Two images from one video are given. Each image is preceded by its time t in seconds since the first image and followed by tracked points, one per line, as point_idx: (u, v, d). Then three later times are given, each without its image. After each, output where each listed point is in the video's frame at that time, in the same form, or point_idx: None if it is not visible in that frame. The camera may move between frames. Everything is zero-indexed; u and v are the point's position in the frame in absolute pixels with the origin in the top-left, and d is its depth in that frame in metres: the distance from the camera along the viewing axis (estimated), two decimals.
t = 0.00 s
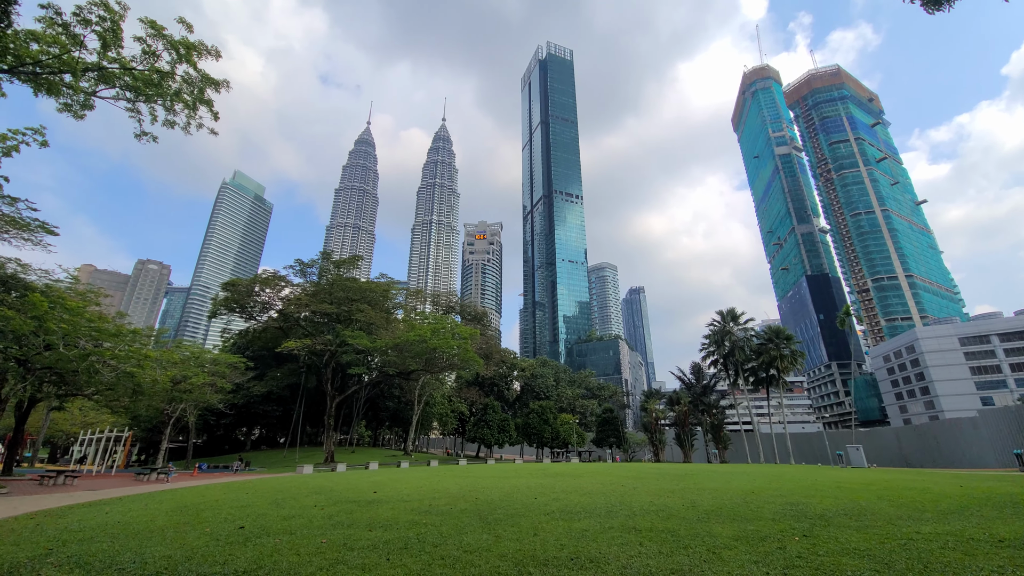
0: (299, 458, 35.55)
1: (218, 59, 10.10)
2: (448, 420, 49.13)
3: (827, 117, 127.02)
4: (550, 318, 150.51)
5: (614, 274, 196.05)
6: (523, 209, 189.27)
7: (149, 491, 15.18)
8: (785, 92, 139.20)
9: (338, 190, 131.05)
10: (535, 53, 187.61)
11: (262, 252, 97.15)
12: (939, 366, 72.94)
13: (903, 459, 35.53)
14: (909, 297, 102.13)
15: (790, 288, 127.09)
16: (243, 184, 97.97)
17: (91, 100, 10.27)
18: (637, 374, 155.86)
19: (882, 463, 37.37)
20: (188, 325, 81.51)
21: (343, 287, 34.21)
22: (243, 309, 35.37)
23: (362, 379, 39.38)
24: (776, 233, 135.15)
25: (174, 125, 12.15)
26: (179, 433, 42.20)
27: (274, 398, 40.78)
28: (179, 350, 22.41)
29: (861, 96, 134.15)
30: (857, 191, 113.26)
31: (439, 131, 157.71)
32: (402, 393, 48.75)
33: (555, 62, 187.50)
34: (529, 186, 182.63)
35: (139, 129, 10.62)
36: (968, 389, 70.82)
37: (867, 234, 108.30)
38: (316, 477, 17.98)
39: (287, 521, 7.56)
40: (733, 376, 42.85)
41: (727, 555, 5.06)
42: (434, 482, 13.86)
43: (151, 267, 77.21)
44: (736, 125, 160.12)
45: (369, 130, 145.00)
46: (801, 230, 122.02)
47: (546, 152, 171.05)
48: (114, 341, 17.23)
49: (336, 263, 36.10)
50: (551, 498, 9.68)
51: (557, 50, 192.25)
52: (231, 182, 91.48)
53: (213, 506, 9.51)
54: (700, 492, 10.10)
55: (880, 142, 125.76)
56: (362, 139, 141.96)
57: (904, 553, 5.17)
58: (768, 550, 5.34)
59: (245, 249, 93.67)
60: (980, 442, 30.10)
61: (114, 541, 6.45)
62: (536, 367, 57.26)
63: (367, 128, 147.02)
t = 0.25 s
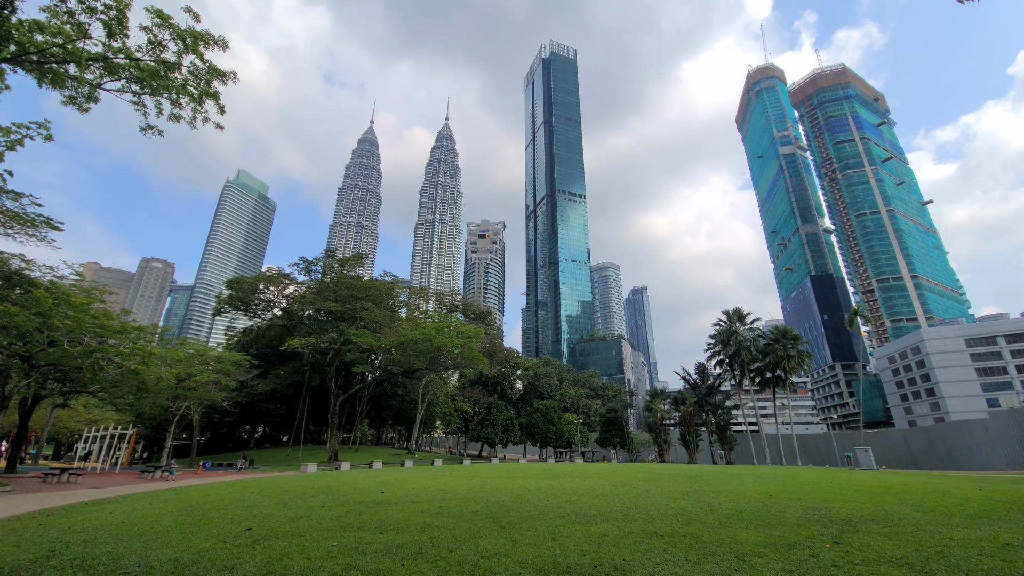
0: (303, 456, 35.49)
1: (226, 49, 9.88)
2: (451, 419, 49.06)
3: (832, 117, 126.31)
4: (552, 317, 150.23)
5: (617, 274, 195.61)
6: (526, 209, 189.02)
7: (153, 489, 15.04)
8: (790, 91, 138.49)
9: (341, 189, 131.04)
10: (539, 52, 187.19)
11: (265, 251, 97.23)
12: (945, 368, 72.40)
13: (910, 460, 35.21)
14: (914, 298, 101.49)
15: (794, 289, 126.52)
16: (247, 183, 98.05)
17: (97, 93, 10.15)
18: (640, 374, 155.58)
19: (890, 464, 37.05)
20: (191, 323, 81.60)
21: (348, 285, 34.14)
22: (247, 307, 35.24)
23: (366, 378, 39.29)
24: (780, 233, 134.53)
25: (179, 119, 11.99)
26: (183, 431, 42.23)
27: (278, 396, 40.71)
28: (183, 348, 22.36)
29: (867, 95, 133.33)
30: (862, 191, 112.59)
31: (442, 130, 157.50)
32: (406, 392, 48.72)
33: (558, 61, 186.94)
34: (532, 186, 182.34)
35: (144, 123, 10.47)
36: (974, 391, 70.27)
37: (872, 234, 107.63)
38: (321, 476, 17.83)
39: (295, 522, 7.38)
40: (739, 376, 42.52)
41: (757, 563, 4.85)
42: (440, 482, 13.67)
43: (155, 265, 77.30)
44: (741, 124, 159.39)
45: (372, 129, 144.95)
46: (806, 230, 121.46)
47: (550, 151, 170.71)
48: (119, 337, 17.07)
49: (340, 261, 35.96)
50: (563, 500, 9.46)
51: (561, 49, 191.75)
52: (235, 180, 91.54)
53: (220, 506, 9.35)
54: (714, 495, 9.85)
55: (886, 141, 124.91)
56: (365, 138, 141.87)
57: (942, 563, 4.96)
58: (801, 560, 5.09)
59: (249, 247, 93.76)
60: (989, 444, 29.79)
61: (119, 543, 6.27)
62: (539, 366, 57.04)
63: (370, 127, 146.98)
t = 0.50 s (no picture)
0: (308, 454, 35.42)
1: (236, 39, 9.70)
2: (455, 418, 48.90)
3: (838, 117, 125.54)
4: (556, 317, 149.95)
5: (620, 274, 195.15)
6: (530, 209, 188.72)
7: (159, 485, 14.93)
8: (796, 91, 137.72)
9: (345, 188, 131.20)
10: (543, 51, 186.90)
11: (270, 250, 97.40)
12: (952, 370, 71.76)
13: (920, 463, 34.78)
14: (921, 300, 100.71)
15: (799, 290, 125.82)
16: (251, 181, 98.28)
17: (106, 84, 10.04)
18: (643, 374, 155.12)
19: (898, 466, 36.61)
20: (196, 321, 81.82)
21: (353, 283, 33.98)
22: (252, 304, 35.18)
23: (370, 376, 39.20)
24: (785, 233, 133.81)
25: (188, 114, 11.88)
26: (188, 428, 42.22)
27: (282, 394, 40.68)
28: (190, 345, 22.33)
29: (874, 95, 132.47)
30: (869, 191, 111.83)
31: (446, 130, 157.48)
32: (410, 391, 48.59)
33: (562, 60, 186.64)
34: (536, 185, 182.06)
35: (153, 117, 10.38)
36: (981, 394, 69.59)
37: (878, 235, 106.88)
38: (326, 473, 17.69)
39: (306, 521, 7.19)
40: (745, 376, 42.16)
41: (794, 569, 4.63)
42: (448, 481, 13.51)
43: (161, 264, 77.52)
44: (746, 124, 158.67)
45: (376, 128, 145.13)
46: (811, 231, 120.79)
47: (553, 151, 170.42)
48: (127, 333, 16.94)
49: (346, 258, 35.85)
50: (578, 500, 9.24)
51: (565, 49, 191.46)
52: (240, 179, 91.78)
53: (228, 504, 9.18)
54: (732, 496, 9.60)
55: (892, 142, 124.01)
56: (369, 137, 142.06)
57: (986, 570, 4.73)
58: (837, 565, 4.86)
59: (253, 246, 93.90)
60: (1000, 447, 29.36)
61: (128, 540, 6.11)
62: (544, 366, 56.77)
63: (375, 126, 147.19)
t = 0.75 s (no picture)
0: (312, 452, 35.36)
1: (246, 31, 9.54)
2: (459, 417, 48.78)
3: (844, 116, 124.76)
4: (558, 317, 149.67)
5: (623, 273, 194.73)
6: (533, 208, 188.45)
7: (167, 484, 14.83)
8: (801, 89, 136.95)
9: (348, 187, 131.22)
10: (546, 50, 186.48)
11: (273, 249, 97.46)
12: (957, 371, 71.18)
13: (928, 464, 34.46)
14: (926, 300, 100.04)
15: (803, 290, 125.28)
16: (255, 180, 98.34)
17: (114, 77, 9.93)
18: (646, 374, 154.84)
19: (906, 468, 36.27)
20: (200, 320, 81.99)
21: (359, 281, 33.82)
22: (257, 302, 35.10)
23: (375, 375, 39.13)
24: (789, 233, 133.17)
25: (197, 109, 11.79)
26: (193, 426, 42.23)
27: (287, 392, 40.65)
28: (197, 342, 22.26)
29: (879, 94, 131.61)
30: (874, 190, 111.13)
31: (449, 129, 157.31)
32: (414, 390, 48.51)
33: (566, 59, 186.19)
34: (539, 185, 181.76)
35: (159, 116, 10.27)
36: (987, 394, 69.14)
37: (884, 235, 106.20)
38: (333, 473, 17.58)
39: (320, 522, 7.05)
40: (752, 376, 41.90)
41: None
42: (457, 481, 13.31)
43: (165, 262, 77.63)
44: (750, 123, 157.99)
45: (379, 127, 145.09)
46: (816, 231, 120.25)
47: (557, 150, 170.07)
48: (133, 331, 16.76)
49: (352, 257, 35.69)
50: (595, 501, 9.04)
51: (569, 48, 191.01)
52: (244, 178, 91.85)
53: (238, 504, 9.01)
54: (752, 498, 9.39)
55: (898, 141, 123.14)
56: (372, 136, 142.09)
57: None
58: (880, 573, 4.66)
59: (257, 245, 93.97)
60: (1012, 449, 29.00)
61: (139, 541, 5.96)
62: (548, 365, 56.55)
63: (378, 126, 147.18)
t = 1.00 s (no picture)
0: (318, 447, 35.38)
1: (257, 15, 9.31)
2: (463, 412, 48.79)
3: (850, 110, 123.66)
4: (561, 313, 149.44)
5: (626, 270, 194.28)
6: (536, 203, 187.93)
7: (175, 477, 14.77)
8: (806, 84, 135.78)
9: (351, 182, 130.95)
10: (550, 45, 185.34)
11: (276, 244, 97.48)
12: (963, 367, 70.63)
13: (936, 461, 34.20)
14: (932, 296, 99.37)
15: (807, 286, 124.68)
16: (258, 176, 98.27)
17: (121, 64, 9.76)
18: (648, 370, 154.68)
19: (913, 465, 36.04)
20: (204, 315, 82.17)
21: (364, 276, 33.71)
22: (263, 297, 35.06)
23: (380, 370, 39.12)
24: (793, 229, 132.45)
25: (204, 97, 11.61)
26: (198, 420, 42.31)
27: (292, 387, 40.68)
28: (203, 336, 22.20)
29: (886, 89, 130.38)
30: (880, 186, 110.26)
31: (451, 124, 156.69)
32: (418, 385, 48.49)
33: (569, 54, 185.06)
34: (542, 180, 181.15)
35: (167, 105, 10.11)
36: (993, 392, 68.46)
37: (889, 231, 105.45)
38: (341, 466, 17.48)
39: (334, 516, 6.89)
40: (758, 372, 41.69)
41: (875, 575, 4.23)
42: (468, 476, 13.20)
43: (169, 257, 77.68)
44: (754, 118, 156.86)
45: (382, 122, 144.64)
46: (820, 227, 119.56)
47: (560, 146, 169.34)
48: (141, 324, 16.64)
49: (357, 251, 35.51)
50: (613, 497, 8.85)
51: (572, 42, 189.79)
52: (247, 174, 91.79)
53: (250, 497, 8.89)
54: (772, 494, 9.19)
55: (904, 136, 122.06)
56: (375, 131, 141.71)
57: None
58: (928, 573, 4.45)
59: (260, 240, 93.97)
60: (1021, 446, 28.75)
61: (151, 536, 5.81)
62: (552, 361, 56.39)
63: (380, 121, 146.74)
